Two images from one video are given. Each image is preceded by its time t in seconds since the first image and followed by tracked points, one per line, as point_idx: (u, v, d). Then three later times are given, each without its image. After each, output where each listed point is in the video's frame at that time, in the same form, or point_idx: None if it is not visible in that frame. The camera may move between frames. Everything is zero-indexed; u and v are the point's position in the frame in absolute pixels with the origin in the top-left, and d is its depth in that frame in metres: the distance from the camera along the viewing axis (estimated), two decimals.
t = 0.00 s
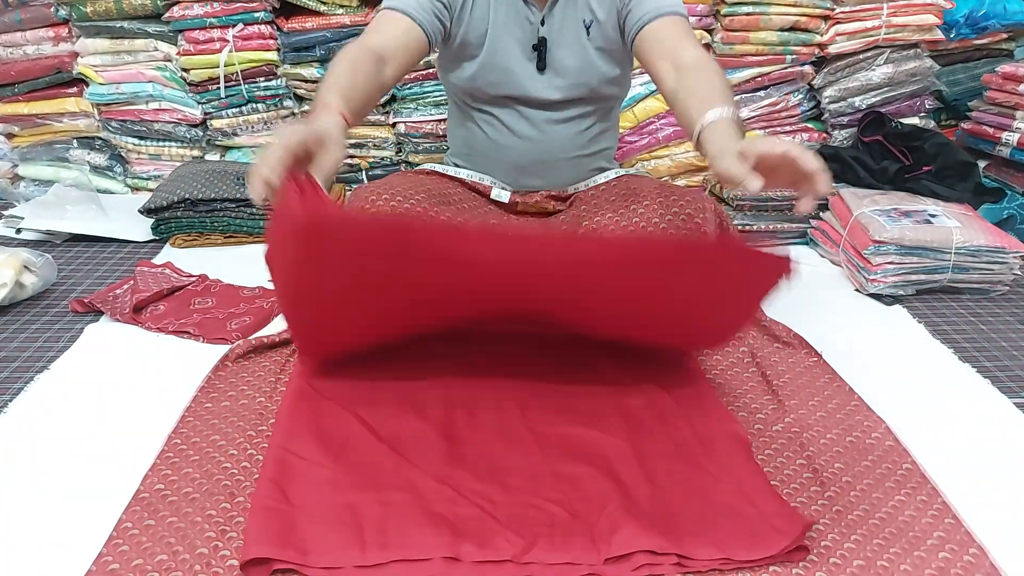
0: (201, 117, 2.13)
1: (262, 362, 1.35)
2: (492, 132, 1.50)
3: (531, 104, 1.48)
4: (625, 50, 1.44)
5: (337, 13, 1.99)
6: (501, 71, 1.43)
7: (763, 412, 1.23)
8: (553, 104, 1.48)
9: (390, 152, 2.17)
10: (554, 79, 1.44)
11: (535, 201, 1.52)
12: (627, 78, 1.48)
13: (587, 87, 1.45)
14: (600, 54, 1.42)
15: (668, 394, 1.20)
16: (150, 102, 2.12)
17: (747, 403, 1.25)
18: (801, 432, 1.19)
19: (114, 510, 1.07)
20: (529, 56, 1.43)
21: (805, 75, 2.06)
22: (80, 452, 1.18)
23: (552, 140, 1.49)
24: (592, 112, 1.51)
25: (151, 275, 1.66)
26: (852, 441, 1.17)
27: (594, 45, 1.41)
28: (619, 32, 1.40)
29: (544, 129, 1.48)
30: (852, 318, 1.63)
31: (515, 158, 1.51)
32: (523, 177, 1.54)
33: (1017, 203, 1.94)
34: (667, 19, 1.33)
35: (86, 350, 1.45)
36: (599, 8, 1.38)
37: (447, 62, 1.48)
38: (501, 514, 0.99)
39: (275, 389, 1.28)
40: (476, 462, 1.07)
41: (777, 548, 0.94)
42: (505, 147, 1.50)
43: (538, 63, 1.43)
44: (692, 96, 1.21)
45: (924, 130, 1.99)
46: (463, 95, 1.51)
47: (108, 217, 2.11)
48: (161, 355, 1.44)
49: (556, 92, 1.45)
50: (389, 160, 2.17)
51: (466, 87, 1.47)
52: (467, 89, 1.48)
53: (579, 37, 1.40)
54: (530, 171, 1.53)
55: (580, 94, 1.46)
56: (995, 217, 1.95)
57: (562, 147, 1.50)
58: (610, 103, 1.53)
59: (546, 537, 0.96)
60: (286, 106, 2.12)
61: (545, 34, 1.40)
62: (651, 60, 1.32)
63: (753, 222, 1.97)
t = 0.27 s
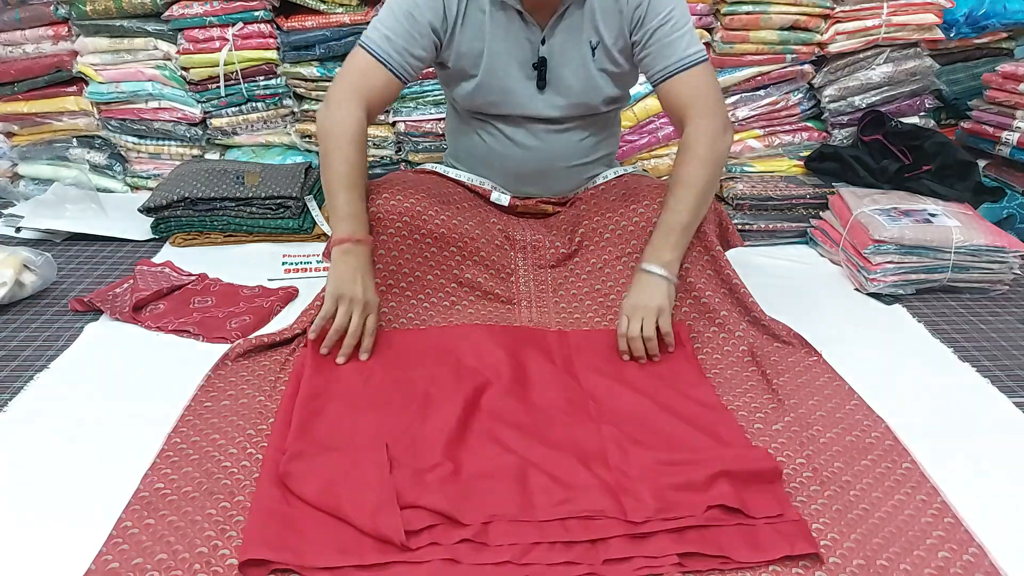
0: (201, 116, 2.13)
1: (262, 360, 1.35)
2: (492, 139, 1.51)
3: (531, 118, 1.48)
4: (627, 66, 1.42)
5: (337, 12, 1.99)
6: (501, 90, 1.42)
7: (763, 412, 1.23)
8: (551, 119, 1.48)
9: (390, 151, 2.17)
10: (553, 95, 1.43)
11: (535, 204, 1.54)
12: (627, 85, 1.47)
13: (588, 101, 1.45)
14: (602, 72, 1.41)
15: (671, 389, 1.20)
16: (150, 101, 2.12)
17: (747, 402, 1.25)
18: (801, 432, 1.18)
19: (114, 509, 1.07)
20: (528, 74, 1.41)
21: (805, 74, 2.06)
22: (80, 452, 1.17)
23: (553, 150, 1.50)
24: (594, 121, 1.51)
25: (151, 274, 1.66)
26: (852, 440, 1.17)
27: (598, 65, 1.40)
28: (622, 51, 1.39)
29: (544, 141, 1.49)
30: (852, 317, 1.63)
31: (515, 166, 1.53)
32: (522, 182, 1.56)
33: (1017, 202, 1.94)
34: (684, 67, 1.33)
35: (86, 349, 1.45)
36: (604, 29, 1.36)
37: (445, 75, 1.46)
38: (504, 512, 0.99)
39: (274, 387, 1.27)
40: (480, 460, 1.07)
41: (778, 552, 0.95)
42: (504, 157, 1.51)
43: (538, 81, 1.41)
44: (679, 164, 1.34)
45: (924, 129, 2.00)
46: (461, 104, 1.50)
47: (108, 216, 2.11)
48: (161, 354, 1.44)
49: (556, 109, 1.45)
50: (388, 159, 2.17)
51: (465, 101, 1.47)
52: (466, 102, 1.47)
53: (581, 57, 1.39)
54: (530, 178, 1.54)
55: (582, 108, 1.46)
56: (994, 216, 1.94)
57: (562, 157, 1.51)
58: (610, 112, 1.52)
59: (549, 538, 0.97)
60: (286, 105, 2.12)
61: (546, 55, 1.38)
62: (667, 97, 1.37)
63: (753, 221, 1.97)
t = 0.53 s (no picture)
0: (201, 116, 2.13)
1: (262, 361, 1.35)
2: (492, 135, 1.51)
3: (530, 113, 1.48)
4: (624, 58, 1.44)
5: (337, 12, 1.99)
6: (501, 83, 1.43)
7: (763, 412, 1.23)
8: (550, 113, 1.48)
9: (391, 151, 2.17)
10: (552, 87, 1.44)
11: (535, 203, 1.53)
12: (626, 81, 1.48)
13: (587, 94, 1.45)
14: (601, 65, 1.43)
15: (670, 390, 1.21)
16: (151, 101, 2.12)
17: (747, 403, 1.25)
18: (801, 432, 1.18)
19: (114, 510, 1.07)
20: (526, 66, 1.42)
21: (805, 74, 2.06)
22: (81, 452, 1.17)
23: (553, 145, 1.50)
24: (593, 115, 1.52)
25: (151, 274, 1.66)
26: (852, 440, 1.17)
27: (597, 57, 1.41)
28: (620, 43, 1.41)
29: (543, 135, 1.49)
30: (852, 317, 1.63)
31: (514, 163, 1.53)
32: (521, 180, 1.56)
33: (1017, 202, 1.92)
34: (684, 54, 1.37)
35: (86, 349, 1.45)
36: (603, 21, 1.38)
37: (445, 71, 1.47)
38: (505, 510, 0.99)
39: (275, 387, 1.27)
40: (480, 460, 1.07)
41: (778, 552, 0.95)
42: (504, 152, 1.51)
43: (536, 72, 1.42)
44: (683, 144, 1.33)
45: (924, 129, 2.00)
46: (461, 102, 1.51)
47: (108, 216, 2.11)
48: (161, 354, 1.44)
49: (555, 101, 1.46)
50: (389, 159, 2.17)
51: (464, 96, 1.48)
52: (466, 97, 1.48)
53: (580, 48, 1.40)
54: (530, 174, 1.54)
55: (582, 101, 1.47)
56: (995, 216, 1.91)
57: (562, 152, 1.51)
58: (609, 108, 1.54)
59: (550, 538, 0.97)
60: (286, 105, 2.12)
61: (544, 46, 1.39)
62: (661, 90, 1.40)
63: (753, 221, 1.97)
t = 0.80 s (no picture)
0: (201, 116, 2.13)
1: (262, 361, 1.34)
2: (492, 127, 1.51)
3: (532, 104, 1.48)
4: (626, 51, 1.45)
5: (337, 12, 1.99)
6: (503, 72, 1.43)
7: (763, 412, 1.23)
8: (551, 103, 1.48)
9: (391, 151, 2.17)
10: (552, 76, 1.44)
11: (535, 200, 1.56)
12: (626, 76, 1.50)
13: (588, 84, 1.46)
14: (602, 56, 1.44)
15: (714, 315, 1.07)
16: (151, 101, 2.12)
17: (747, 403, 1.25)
18: (801, 432, 1.18)
19: (113, 510, 1.07)
20: (527, 55, 1.42)
21: (805, 75, 2.06)
22: (80, 452, 1.17)
23: (554, 136, 1.50)
24: (594, 107, 1.52)
25: (151, 274, 1.66)
26: (852, 440, 1.17)
27: (599, 48, 1.42)
28: (621, 34, 1.43)
29: (545, 126, 1.49)
30: (852, 318, 1.62)
31: (514, 155, 1.53)
32: (521, 173, 1.56)
33: (1017, 203, 1.94)
34: (701, 36, 1.41)
35: (86, 349, 1.45)
36: (606, 11, 1.40)
37: (444, 62, 1.48)
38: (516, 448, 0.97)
39: (274, 387, 1.27)
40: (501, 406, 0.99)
41: (766, 498, 1.00)
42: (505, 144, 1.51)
43: (536, 62, 1.42)
44: (715, 90, 1.35)
45: (924, 130, 2.00)
46: (462, 96, 1.52)
47: (108, 216, 2.11)
48: (161, 354, 1.44)
49: (555, 90, 1.46)
50: (389, 159, 2.17)
51: (465, 86, 1.48)
52: (467, 89, 1.49)
53: (581, 38, 1.41)
54: (530, 167, 1.54)
55: (582, 92, 1.47)
56: (994, 216, 1.94)
57: (563, 144, 1.51)
58: (610, 101, 1.54)
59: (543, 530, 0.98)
60: (286, 105, 2.12)
61: (545, 35, 1.39)
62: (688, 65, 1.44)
63: (753, 221, 1.97)
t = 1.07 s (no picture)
0: (202, 116, 2.13)
1: (262, 361, 1.34)
2: (494, 123, 1.52)
3: (534, 97, 1.49)
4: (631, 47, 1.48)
5: (337, 12, 1.99)
6: (506, 65, 1.44)
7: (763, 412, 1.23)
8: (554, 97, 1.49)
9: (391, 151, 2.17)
10: (555, 70, 1.46)
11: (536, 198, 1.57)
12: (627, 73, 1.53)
13: (590, 78, 1.47)
14: (604, 52, 1.46)
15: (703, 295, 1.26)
16: (151, 101, 2.12)
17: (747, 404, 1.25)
18: (801, 433, 1.18)
19: (113, 510, 1.06)
20: (530, 50, 1.44)
21: (805, 74, 2.06)
22: (80, 452, 1.17)
23: (556, 130, 1.51)
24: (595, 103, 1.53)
25: (152, 274, 1.66)
26: (852, 440, 1.17)
27: (602, 43, 1.45)
28: (623, 31, 1.45)
29: (547, 120, 1.50)
30: (853, 318, 1.62)
31: (515, 149, 1.53)
32: (521, 169, 1.56)
33: (1017, 203, 1.94)
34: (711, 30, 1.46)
35: (86, 349, 1.45)
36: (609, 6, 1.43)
37: (447, 56, 1.49)
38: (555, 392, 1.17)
39: (274, 386, 1.27)
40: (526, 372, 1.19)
41: (755, 423, 1.16)
42: (506, 138, 1.51)
43: (539, 56, 1.44)
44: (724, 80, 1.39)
45: (924, 130, 2.00)
46: (463, 92, 1.52)
47: (109, 216, 2.11)
48: (161, 354, 1.44)
49: (557, 84, 1.47)
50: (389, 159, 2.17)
51: (467, 80, 1.49)
52: (469, 82, 1.49)
53: (586, 33, 1.43)
54: (531, 162, 1.54)
55: (584, 85, 1.48)
56: (995, 216, 1.94)
57: (565, 139, 1.52)
58: (610, 98, 1.56)
59: (542, 529, 0.99)
60: (286, 105, 2.12)
61: (549, 28, 1.41)
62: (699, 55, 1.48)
63: (753, 221, 1.96)
